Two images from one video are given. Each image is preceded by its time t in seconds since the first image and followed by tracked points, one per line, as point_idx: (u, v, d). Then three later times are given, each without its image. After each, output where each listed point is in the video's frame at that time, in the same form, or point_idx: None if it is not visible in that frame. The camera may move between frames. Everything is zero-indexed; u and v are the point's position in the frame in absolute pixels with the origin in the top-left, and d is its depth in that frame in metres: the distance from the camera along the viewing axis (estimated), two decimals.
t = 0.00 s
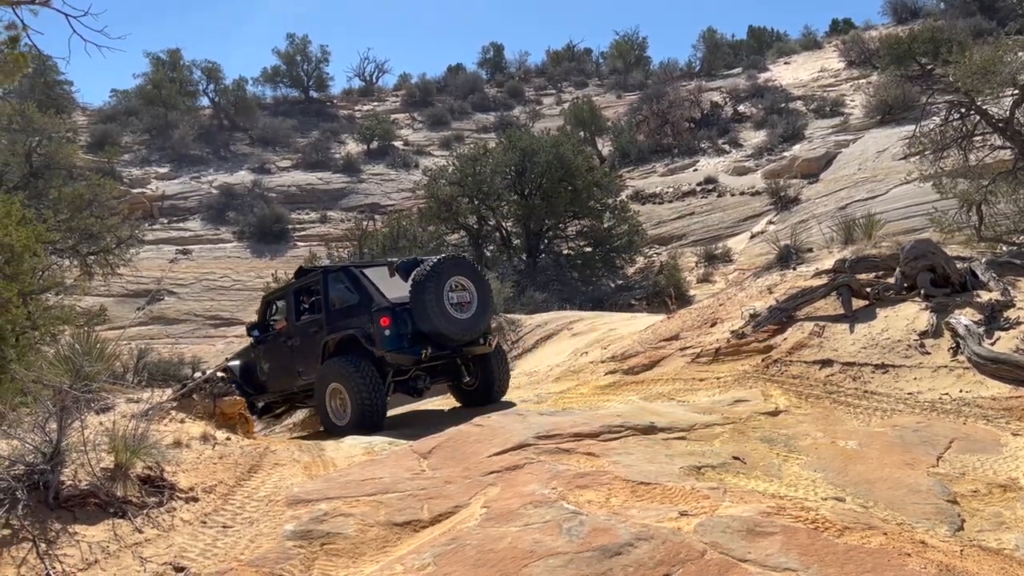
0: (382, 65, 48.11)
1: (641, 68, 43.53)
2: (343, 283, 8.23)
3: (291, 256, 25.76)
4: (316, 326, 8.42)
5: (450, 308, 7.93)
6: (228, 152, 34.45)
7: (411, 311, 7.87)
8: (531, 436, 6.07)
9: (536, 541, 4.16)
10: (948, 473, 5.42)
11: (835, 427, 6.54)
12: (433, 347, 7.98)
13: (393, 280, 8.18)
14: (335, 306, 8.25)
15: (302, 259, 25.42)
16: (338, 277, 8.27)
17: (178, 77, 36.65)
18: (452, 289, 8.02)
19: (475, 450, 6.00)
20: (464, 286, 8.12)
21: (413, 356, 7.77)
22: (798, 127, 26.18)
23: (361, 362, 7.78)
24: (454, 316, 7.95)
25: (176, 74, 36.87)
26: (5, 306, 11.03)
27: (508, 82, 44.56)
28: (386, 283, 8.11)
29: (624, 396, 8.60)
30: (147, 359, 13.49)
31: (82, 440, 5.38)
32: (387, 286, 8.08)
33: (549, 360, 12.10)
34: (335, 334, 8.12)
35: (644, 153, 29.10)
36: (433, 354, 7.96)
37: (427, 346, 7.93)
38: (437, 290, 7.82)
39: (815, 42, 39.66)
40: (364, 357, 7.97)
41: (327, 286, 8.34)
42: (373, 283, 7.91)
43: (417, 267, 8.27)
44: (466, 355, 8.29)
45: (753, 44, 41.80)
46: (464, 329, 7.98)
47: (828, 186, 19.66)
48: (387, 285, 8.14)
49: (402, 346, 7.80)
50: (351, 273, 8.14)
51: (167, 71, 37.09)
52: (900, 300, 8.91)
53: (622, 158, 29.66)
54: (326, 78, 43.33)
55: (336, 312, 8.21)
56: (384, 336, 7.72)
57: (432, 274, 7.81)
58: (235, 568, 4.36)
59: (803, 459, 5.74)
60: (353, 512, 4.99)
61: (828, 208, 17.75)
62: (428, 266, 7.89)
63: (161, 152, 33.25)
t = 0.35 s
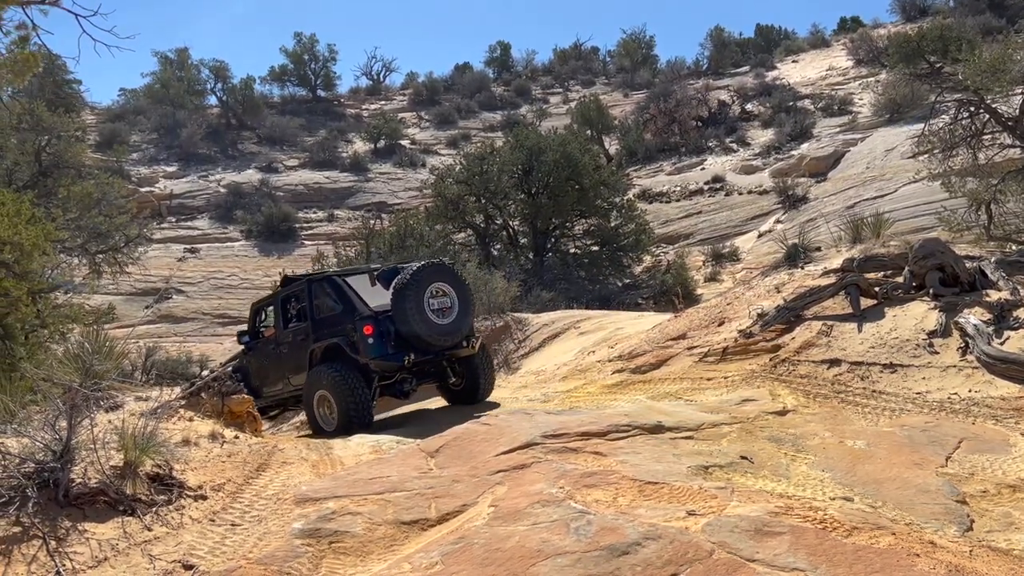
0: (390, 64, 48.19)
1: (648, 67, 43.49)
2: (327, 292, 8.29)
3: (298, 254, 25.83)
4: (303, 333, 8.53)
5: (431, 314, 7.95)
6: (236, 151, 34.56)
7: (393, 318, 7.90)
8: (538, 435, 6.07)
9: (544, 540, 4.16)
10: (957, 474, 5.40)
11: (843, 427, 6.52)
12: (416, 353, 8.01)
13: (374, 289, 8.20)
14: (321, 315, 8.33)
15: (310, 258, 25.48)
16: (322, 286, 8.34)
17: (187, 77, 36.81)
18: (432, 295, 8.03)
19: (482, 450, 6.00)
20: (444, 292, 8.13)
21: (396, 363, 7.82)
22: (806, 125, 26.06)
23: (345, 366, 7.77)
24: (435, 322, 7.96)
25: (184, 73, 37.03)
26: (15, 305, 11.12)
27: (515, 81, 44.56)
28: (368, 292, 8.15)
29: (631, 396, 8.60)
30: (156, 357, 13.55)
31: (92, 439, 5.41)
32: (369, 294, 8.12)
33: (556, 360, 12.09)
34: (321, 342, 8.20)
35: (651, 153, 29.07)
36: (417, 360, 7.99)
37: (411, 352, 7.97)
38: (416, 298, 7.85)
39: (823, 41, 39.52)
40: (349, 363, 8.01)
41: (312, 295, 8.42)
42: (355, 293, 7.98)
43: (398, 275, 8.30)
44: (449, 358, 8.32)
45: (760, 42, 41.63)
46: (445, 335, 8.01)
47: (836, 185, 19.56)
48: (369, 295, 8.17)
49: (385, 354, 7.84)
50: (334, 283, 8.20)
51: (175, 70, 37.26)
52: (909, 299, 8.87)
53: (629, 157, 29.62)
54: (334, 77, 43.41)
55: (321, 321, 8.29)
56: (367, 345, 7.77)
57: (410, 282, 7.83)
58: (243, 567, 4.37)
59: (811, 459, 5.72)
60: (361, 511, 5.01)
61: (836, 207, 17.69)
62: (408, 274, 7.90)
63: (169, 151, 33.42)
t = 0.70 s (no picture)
0: (397, 62, 48.23)
1: (656, 64, 43.36)
2: (315, 294, 8.43)
3: (306, 252, 25.89)
4: (293, 335, 8.77)
5: (415, 315, 7.92)
6: (244, 149, 34.68)
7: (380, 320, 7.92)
8: (546, 433, 6.07)
9: (550, 538, 4.17)
10: (966, 472, 5.36)
11: (851, 425, 6.50)
12: (402, 353, 8.02)
13: (359, 291, 8.35)
14: (309, 317, 8.48)
15: (317, 255, 25.55)
16: (310, 289, 8.48)
17: (195, 75, 36.95)
18: (417, 297, 7.97)
19: (488, 448, 6.01)
20: (429, 294, 8.05)
21: (381, 363, 7.87)
22: (814, 123, 25.95)
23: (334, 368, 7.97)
24: (420, 323, 7.95)
25: (192, 71, 37.18)
26: (25, 302, 11.39)
27: (522, 79, 44.54)
28: (354, 295, 8.30)
29: (638, 393, 8.59)
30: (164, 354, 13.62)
31: (101, 435, 5.44)
32: (355, 297, 8.28)
33: (563, 357, 12.09)
34: (310, 343, 8.37)
35: (658, 150, 29.02)
36: (403, 360, 8.00)
37: (397, 353, 7.97)
38: (400, 300, 7.82)
39: (832, 37, 39.34)
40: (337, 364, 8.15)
41: (300, 297, 8.59)
42: (342, 295, 8.08)
43: (383, 277, 8.39)
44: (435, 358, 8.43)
45: (768, 39, 41.43)
46: (430, 336, 8.00)
47: (844, 183, 19.48)
48: (355, 296, 8.33)
49: (372, 354, 7.90)
50: (321, 285, 8.34)
51: (183, 68, 37.41)
52: (918, 297, 8.82)
53: (637, 154, 29.56)
54: (341, 75, 43.45)
55: (310, 322, 8.44)
56: (354, 346, 7.86)
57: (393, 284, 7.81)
58: (251, 564, 4.39)
59: (819, 457, 5.69)
60: (369, 511, 5.03)
61: (844, 205, 17.61)
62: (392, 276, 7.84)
63: (177, 149, 33.59)
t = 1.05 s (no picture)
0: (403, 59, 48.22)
1: (662, 61, 43.17)
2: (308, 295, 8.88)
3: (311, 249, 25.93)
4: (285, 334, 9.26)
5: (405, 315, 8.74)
6: (250, 147, 34.77)
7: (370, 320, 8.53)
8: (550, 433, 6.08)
9: (559, 536, 4.16)
10: (973, 471, 5.32)
11: (857, 423, 6.47)
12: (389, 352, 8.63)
13: (350, 292, 8.80)
14: (301, 316, 8.89)
15: (322, 252, 25.59)
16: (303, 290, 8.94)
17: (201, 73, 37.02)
18: (406, 298, 8.80)
19: (492, 446, 6.02)
20: (415, 296, 8.88)
21: (372, 361, 8.39)
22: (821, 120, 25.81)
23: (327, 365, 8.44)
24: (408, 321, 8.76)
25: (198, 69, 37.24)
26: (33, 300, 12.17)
27: (527, 76, 44.46)
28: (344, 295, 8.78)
29: (643, 391, 8.58)
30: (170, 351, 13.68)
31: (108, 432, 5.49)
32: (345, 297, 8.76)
33: (561, 357, 12.08)
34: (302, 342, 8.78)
35: (664, 148, 28.93)
36: (390, 359, 8.58)
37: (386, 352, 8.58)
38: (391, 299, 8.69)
39: (838, 34, 39.14)
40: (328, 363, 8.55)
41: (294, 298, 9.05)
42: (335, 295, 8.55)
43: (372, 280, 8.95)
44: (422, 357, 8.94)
45: (775, 35, 41.21)
46: (416, 334, 8.80)
47: (851, 180, 19.40)
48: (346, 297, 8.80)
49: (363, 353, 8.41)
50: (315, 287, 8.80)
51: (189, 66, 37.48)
52: (924, 294, 8.77)
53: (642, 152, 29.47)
54: (347, 73, 43.46)
55: (303, 322, 8.87)
56: (347, 345, 8.33)
57: (381, 285, 8.74)
58: (255, 560, 4.41)
59: (826, 456, 5.66)
60: (380, 507, 5.00)
61: (850, 202, 17.54)
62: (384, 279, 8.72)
63: (183, 147, 33.74)
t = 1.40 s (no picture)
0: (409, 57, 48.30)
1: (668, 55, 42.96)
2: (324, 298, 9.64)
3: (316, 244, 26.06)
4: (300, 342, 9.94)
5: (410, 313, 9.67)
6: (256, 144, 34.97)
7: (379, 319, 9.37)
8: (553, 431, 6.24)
9: (563, 534, 5.24)
10: (980, 466, 5.11)
11: (860, 417, 6.41)
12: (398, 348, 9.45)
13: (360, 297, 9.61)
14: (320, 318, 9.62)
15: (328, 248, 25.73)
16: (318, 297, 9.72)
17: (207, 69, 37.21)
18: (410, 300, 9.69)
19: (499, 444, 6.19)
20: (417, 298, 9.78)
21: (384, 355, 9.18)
22: (827, 116, 25.76)
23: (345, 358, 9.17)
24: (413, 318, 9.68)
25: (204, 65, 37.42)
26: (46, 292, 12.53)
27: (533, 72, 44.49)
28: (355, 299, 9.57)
29: (647, 390, 8.72)
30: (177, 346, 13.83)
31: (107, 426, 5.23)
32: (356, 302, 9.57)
33: (561, 357, 11.90)
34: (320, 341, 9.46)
35: (669, 143, 28.87)
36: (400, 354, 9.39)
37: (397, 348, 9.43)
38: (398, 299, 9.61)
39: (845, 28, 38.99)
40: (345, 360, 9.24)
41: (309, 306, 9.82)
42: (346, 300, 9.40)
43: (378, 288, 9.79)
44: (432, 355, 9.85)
45: (782, 31, 40.97)
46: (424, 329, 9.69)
47: (855, 176, 19.41)
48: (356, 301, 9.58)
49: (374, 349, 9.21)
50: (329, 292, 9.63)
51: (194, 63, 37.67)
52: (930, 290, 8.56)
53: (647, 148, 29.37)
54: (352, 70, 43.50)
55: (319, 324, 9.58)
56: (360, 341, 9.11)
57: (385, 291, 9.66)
58: (291, 566, 5.76)
59: (826, 456, 5.72)
60: (398, 524, 6.29)
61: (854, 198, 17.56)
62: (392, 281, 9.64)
63: (189, 144, 33.98)
